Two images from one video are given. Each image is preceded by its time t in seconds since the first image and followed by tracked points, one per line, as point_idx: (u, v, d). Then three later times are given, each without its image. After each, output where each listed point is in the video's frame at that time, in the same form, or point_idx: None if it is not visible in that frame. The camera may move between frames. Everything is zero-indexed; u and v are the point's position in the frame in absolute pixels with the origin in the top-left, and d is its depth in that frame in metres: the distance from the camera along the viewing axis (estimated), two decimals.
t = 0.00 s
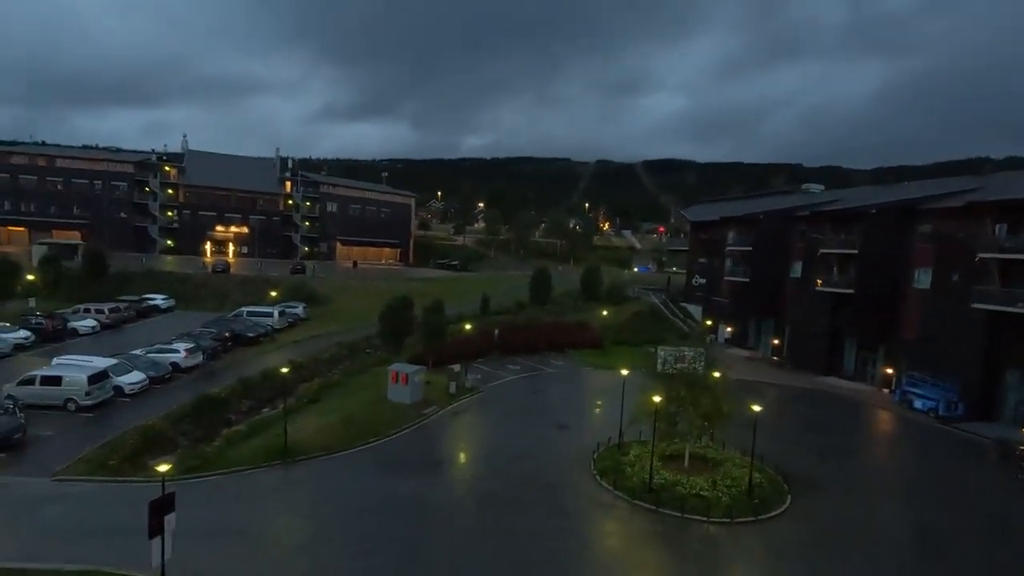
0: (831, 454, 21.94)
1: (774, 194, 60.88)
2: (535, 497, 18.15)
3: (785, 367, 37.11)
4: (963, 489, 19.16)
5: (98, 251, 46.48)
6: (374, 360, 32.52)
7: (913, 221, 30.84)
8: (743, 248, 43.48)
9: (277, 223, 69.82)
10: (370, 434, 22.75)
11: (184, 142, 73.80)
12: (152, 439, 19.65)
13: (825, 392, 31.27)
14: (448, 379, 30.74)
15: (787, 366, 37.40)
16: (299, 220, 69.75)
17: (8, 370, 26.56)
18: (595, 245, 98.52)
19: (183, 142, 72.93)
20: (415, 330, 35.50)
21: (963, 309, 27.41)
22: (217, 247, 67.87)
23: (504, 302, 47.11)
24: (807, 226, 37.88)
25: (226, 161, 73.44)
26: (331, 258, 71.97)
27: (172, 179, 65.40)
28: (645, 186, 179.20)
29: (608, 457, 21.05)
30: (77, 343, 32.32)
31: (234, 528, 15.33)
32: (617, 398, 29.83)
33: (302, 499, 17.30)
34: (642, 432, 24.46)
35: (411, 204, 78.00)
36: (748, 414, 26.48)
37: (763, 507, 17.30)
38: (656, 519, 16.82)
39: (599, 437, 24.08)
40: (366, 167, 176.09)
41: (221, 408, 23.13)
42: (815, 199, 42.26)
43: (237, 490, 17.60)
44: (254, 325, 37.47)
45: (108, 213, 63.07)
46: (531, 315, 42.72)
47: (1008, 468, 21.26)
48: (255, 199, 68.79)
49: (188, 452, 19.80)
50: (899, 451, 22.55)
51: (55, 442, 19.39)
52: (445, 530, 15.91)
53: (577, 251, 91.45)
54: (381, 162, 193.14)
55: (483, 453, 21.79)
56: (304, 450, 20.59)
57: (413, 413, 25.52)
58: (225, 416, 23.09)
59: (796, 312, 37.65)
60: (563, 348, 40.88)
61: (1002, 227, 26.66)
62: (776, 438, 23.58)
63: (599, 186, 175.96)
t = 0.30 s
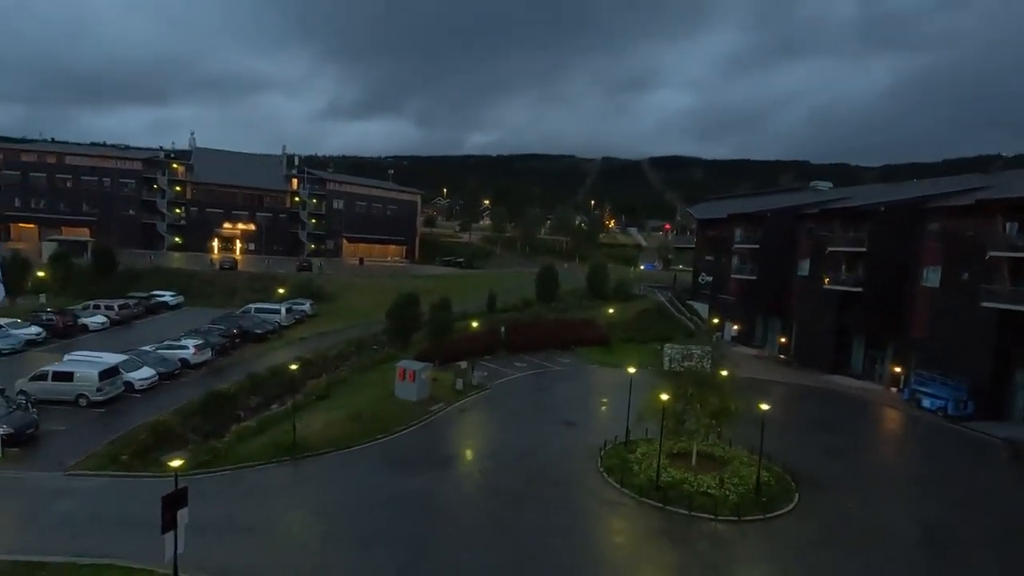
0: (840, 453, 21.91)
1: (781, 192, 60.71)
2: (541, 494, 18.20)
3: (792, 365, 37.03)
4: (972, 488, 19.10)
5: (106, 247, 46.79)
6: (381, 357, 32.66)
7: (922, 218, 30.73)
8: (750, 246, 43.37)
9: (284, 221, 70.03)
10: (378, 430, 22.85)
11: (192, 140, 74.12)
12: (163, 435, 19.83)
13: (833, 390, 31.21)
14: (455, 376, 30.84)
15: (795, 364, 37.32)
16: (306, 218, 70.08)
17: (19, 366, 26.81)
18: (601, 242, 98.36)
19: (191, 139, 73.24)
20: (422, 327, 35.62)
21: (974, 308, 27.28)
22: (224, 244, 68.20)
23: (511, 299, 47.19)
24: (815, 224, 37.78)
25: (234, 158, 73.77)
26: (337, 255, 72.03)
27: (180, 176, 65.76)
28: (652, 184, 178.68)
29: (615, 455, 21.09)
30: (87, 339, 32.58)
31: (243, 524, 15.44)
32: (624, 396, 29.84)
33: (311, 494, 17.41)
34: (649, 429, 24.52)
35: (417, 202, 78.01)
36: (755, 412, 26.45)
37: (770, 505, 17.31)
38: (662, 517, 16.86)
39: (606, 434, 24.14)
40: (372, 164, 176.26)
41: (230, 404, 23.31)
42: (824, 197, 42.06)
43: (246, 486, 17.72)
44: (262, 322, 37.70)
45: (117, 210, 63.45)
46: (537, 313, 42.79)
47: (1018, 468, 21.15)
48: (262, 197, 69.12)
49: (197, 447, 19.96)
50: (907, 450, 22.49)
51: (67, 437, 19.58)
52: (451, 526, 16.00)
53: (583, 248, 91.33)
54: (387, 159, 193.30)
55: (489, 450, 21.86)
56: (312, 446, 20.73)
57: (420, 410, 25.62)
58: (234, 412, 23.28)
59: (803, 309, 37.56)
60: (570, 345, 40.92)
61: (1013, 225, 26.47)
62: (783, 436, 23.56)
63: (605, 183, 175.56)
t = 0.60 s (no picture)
0: (852, 452, 21.82)
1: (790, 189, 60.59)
2: (552, 492, 18.24)
3: (803, 364, 36.86)
4: (986, 488, 18.99)
5: (119, 246, 47.25)
6: (391, 355, 32.81)
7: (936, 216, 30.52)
8: (761, 243, 43.20)
9: (293, 219, 70.29)
10: (388, 428, 22.97)
11: (202, 139, 74.61)
12: (177, 431, 20.02)
13: (845, 389, 31.04)
14: (465, 374, 30.92)
15: (805, 363, 37.16)
16: (315, 216, 70.44)
17: (35, 363, 27.16)
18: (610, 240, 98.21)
19: (201, 139, 73.73)
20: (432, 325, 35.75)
21: (989, 306, 27.07)
22: (235, 243, 68.63)
23: (520, 297, 47.26)
24: (827, 221, 37.58)
25: (244, 158, 74.21)
26: (346, 253, 72.26)
27: (192, 175, 66.24)
28: (661, 181, 178.08)
29: (626, 453, 21.09)
30: (101, 337, 32.91)
31: (257, 519, 15.60)
32: (633, 395, 29.83)
33: (324, 491, 17.54)
34: (659, 427, 24.50)
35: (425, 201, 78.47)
36: (765, 411, 26.38)
37: (782, 504, 17.26)
38: (673, 516, 16.86)
39: (615, 432, 24.15)
40: (380, 162, 176.62)
41: (242, 401, 23.49)
42: (835, 194, 41.83)
43: (259, 482, 17.86)
44: (273, 320, 37.95)
45: (129, 209, 64.00)
46: (546, 311, 42.83)
47: None
48: (272, 196, 69.54)
49: (211, 444, 20.15)
50: (920, 449, 22.38)
51: (83, 433, 19.81)
52: (462, 523, 16.07)
53: (591, 247, 91.24)
54: (395, 158, 193.56)
55: (499, 448, 21.91)
56: (324, 443, 20.86)
57: (430, 408, 25.73)
58: (246, 409, 23.46)
59: (814, 308, 37.38)
60: (579, 344, 40.92)
61: None
62: (795, 435, 23.48)
63: (614, 181, 175.09)
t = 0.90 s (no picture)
0: (867, 452, 21.64)
1: (800, 187, 60.30)
2: (565, 491, 18.23)
3: (817, 363, 36.62)
4: (1004, 488, 18.78)
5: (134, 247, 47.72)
6: (402, 355, 32.94)
7: (953, 213, 30.26)
8: (773, 241, 42.90)
9: (305, 220, 70.48)
10: (400, 427, 23.06)
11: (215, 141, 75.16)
12: (193, 430, 20.19)
13: (860, 389, 30.80)
14: (476, 374, 30.97)
15: (819, 362, 36.88)
16: (326, 217, 70.57)
17: (54, 363, 27.50)
18: (620, 239, 97.93)
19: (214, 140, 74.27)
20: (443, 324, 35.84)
21: (1008, 305, 26.81)
22: (247, 243, 69.02)
23: (530, 297, 47.25)
24: (841, 219, 37.31)
25: (256, 159, 74.69)
26: (357, 253, 72.40)
27: (205, 177, 66.77)
28: (671, 179, 177.28)
29: (638, 453, 21.04)
30: (118, 337, 33.27)
31: (273, 518, 15.73)
32: (645, 394, 29.76)
33: (339, 490, 17.61)
34: (671, 427, 24.42)
35: (435, 201, 78.94)
36: (778, 411, 26.22)
37: (797, 505, 17.15)
38: (686, 516, 16.80)
39: (627, 432, 24.09)
40: (390, 163, 176.95)
41: (255, 400, 23.67)
42: (849, 191, 41.48)
43: (273, 481, 18.01)
44: (285, 320, 38.17)
45: (144, 210, 64.62)
46: (556, 310, 42.81)
47: None
48: (283, 197, 69.63)
49: (227, 443, 20.32)
50: (936, 450, 22.17)
51: (101, 432, 20.02)
52: (476, 522, 16.11)
53: (601, 245, 91.04)
54: (404, 158, 193.93)
55: (510, 447, 21.92)
56: (337, 442, 20.98)
57: (442, 407, 25.80)
58: (259, 408, 23.66)
59: (828, 306, 37.11)
60: (590, 343, 40.85)
61: None
62: (809, 435, 23.33)
63: (623, 180, 174.52)
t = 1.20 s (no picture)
0: (886, 453, 21.43)
1: (813, 184, 59.77)
2: (579, 491, 18.21)
3: (832, 362, 36.32)
4: None
5: (150, 249, 48.22)
6: (415, 355, 33.03)
7: (972, 210, 29.95)
8: (787, 240, 42.57)
9: (317, 220, 70.91)
10: (414, 426, 23.12)
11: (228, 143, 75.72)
12: (211, 430, 20.35)
13: (877, 389, 30.51)
14: (489, 374, 30.98)
15: (835, 361, 36.56)
16: (338, 218, 70.90)
17: (73, 363, 27.85)
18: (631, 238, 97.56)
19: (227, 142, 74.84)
20: (455, 324, 35.91)
21: None
22: (261, 244, 69.43)
23: (542, 296, 47.21)
24: (856, 217, 36.97)
25: (268, 161, 75.17)
26: (368, 254, 72.53)
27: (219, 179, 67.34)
28: (682, 178, 176.35)
29: (653, 453, 20.97)
30: (136, 337, 33.63)
31: (290, 517, 15.82)
32: (658, 394, 29.64)
33: (355, 490, 17.69)
34: (686, 427, 24.30)
35: (445, 201, 79.07)
36: (794, 411, 26.03)
37: (815, 506, 17.02)
38: (702, 516, 16.72)
39: (641, 432, 24.00)
40: (401, 163, 177.37)
41: (270, 399, 23.82)
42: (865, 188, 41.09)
43: (290, 481, 18.11)
44: (299, 320, 38.38)
45: (159, 212, 65.30)
46: (568, 310, 42.77)
47: None
48: (296, 198, 69.96)
49: (243, 442, 20.47)
50: (956, 450, 21.92)
51: (120, 431, 20.24)
52: (492, 522, 16.12)
53: (612, 244, 90.70)
54: (415, 159, 194.41)
55: (524, 447, 21.92)
56: (352, 442, 21.08)
57: (456, 407, 25.84)
58: (275, 408, 23.82)
59: (844, 305, 36.76)
60: (603, 343, 40.76)
61: None
62: (826, 435, 23.13)
63: (635, 179, 173.83)
